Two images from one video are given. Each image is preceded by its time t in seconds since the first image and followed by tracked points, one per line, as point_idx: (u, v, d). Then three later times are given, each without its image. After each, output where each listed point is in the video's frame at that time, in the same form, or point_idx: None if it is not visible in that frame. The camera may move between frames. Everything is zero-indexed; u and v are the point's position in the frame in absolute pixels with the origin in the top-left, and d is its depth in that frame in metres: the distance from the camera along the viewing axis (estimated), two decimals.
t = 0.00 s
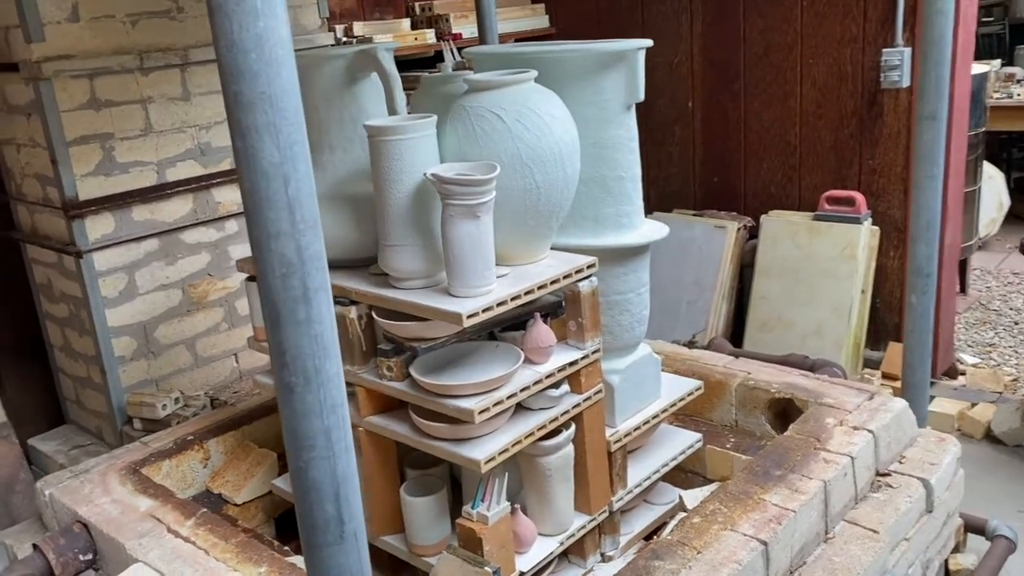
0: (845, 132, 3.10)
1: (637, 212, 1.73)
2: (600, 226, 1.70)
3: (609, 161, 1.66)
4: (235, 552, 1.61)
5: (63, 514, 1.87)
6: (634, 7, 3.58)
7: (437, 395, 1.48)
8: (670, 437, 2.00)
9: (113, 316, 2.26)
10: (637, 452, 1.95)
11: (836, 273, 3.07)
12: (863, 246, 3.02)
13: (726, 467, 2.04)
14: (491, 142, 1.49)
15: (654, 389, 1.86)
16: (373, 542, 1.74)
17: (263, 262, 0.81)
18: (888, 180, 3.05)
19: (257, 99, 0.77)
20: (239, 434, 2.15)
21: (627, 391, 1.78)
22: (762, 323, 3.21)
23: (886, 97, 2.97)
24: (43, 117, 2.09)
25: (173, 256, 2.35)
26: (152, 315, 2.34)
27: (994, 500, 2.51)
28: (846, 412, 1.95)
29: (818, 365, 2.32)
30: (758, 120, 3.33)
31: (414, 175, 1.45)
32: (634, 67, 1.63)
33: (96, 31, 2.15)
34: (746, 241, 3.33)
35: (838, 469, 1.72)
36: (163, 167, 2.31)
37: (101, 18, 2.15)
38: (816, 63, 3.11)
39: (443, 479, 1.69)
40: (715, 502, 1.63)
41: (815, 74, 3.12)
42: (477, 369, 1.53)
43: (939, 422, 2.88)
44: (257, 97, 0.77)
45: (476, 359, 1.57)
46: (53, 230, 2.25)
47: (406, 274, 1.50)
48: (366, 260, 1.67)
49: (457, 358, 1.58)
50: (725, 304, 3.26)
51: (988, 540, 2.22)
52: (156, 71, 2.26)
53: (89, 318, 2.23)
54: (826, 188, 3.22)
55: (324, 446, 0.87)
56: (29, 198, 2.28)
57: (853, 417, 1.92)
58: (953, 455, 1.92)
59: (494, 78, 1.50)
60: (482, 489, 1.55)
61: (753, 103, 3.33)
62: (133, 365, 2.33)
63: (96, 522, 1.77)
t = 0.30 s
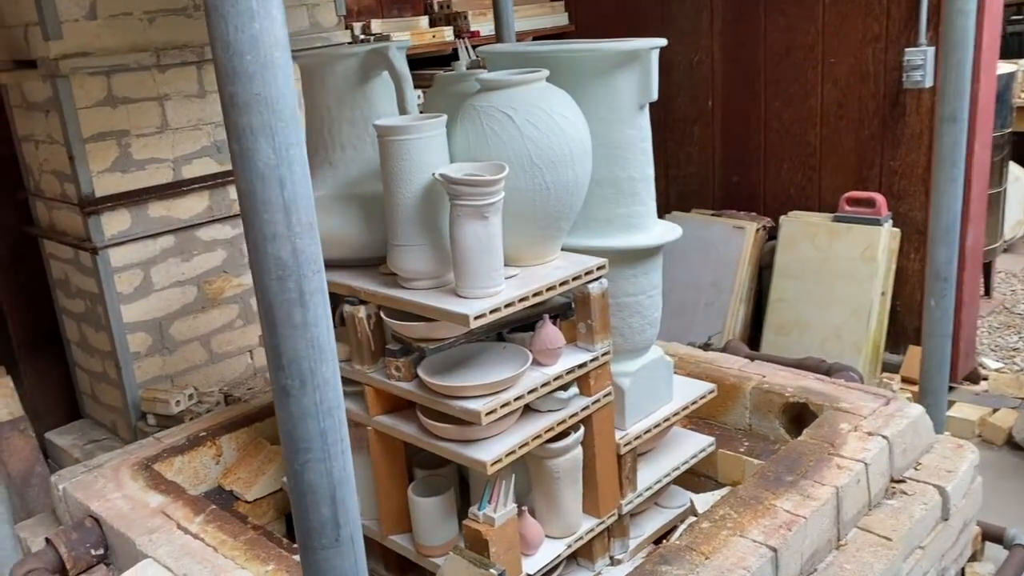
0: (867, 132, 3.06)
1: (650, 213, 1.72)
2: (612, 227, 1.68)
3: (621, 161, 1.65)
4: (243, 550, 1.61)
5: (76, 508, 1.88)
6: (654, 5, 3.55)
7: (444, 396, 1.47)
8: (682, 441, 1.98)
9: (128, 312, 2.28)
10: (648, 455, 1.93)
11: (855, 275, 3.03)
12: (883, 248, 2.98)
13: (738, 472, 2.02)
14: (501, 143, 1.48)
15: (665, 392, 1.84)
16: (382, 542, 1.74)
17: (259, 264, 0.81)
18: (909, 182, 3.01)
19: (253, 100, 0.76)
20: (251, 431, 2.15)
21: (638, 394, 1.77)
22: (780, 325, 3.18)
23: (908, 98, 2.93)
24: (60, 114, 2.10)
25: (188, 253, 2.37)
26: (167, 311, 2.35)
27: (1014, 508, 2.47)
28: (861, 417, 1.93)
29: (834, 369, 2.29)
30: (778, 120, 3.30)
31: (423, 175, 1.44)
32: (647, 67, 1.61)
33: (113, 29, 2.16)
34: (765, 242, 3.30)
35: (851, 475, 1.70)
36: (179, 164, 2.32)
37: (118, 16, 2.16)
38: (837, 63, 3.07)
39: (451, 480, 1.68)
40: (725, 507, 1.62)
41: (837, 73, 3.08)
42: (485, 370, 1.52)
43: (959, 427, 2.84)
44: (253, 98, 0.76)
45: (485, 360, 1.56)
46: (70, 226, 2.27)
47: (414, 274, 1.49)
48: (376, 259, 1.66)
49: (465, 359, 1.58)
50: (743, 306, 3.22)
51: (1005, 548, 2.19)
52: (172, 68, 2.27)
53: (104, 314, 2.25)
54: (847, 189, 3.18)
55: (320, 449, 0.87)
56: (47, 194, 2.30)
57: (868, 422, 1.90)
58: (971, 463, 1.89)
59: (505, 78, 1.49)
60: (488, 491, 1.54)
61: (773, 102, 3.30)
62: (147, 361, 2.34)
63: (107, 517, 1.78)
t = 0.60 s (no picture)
0: (888, 133, 3.02)
1: (661, 214, 1.70)
2: (622, 228, 1.66)
3: (632, 161, 1.63)
4: (249, 548, 1.62)
5: (86, 503, 1.90)
6: (673, 3, 3.52)
7: (450, 397, 1.46)
8: (693, 445, 1.96)
9: (142, 309, 2.29)
10: (658, 459, 1.91)
11: (874, 278, 2.99)
12: (903, 251, 2.93)
13: (749, 477, 2.00)
14: (511, 143, 1.47)
15: (676, 395, 1.82)
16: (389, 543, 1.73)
17: (250, 267, 0.80)
18: (931, 184, 2.96)
19: (244, 101, 0.76)
20: (262, 429, 2.16)
21: (648, 397, 1.75)
22: (798, 328, 3.14)
23: (931, 98, 2.88)
24: (76, 111, 2.12)
25: (202, 250, 2.37)
26: (180, 308, 2.36)
27: None
28: (875, 423, 1.90)
29: (850, 374, 2.26)
30: (798, 120, 3.26)
31: (430, 175, 1.44)
32: (660, 66, 1.60)
33: (128, 26, 2.17)
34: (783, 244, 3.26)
35: (863, 483, 1.67)
36: (193, 161, 2.33)
37: (134, 14, 2.17)
38: (858, 63, 3.03)
39: (458, 481, 1.67)
40: (733, 513, 1.60)
41: (858, 73, 3.04)
42: (492, 371, 1.51)
43: (979, 434, 2.79)
44: (244, 98, 0.76)
45: (492, 361, 1.55)
46: (86, 222, 2.28)
47: (421, 274, 1.48)
48: (385, 259, 1.65)
49: (472, 360, 1.57)
50: (760, 309, 3.19)
51: None
52: (187, 66, 2.27)
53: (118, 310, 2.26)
54: (867, 191, 3.14)
55: (312, 452, 0.86)
56: (63, 191, 2.32)
57: (882, 429, 1.87)
58: (988, 471, 1.85)
59: (514, 77, 1.48)
60: (494, 493, 1.53)
61: (793, 102, 3.26)
62: (161, 357, 2.36)
63: (116, 513, 1.79)
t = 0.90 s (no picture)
0: (909, 137, 2.98)
1: (673, 219, 1.68)
2: (634, 233, 1.65)
3: (644, 165, 1.62)
4: (256, 549, 1.62)
5: (97, 501, 1.91)
6: (692, 4, 3.50)
7: (457, 402, 1.45)
8: (705, 451, 1.94)
9: (156, 308, 2.30)
10: (669, 466, 1.89)
11: (893, 284, 2.95)
12: (923, 256, 2.89)
13: (761, 485, 1.98)
14: (521, 146, 1.46)
15: (688, 402, 1.81)
16: (397, 546, 1.73)
17: (245, 273, 0.80)
18: (952, 189, 2.92)
19: (239, 107, 0.75)
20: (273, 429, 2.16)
21: (659, 404, 1.73)
22: (815, 334, 3.11)
23: (953, 102, 2.84)
24: (92, 110, 2.13)
25: (216, 250, 2.38)
26: (194, 307, 2.37)
27: None
28: (890, 432, 1.87)
29: (866, 382, 2.22)
30: (817, 123, 3.22)
31: (439, 178, 1.43)
32: (673, 70, 1.58)
33: (144, 27, 2.18)
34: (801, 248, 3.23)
35: (876, 494, 1.64)
36: (208, 162, 2.34)
37: (150, 14, 2.18)
38: (879, 65, 2.99)
39: (466, 486, 1.67)
40: (743, 523, 1.57)
41: (878, 76, 3.00)
42: (500, 376, 1.50)
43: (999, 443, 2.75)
44: (238, 105, 0.75)
45: (500, 366, 1.54)
46: (101, 221, 2.30)
47: (429, 277, 1.48)
48: (394, 261, 1.65)
49: (481, 364, 1.56)
50: (777, 313, 3.16)
51: None
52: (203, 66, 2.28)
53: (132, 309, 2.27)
54: (887, 196, 3.10)
55: (306, 461, 0.85)
56: (80, 190, 2.33)
57: (897, 438, 1.84)
58: (1005, 483, 1.82)
59: (525, 80, 1.47)
60: (501, 499, 1.52)
61: (812, 105, 3.22)
62: (174, 357, 2.37)
63: (126, 512, 1.80)
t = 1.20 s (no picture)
0: (928, 143, 2.94)
1: (685, 226, 1.66)
2: (644, 239, 1.63)
3: (656, 171, 1.60)
4: (262, 554, 1.61)
5: (106, 502, 1.91)
6: (709, 7, 3.47)
7: (463, 408, 1.44)
8: (715, 460, 1.92)
9: (167, 309, 2.31)
10: (679, 474, 1.87)
11: (910, 291, 2.91)
12: (941, 264, 2.85)
13: (772, 495, 1.95)
14: (530, 151, 1.45)
15: (699, 410, 1.79)
16: (403, 552, 1.72)
17: (242, 281, 0.79)
18: (972, 196, 2.88)
19: (236, 113, 0.74)
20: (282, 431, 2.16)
21: (669, 412, 1.72)
22: (830, 341, 3.07)
23: (973, 108, 2.80)
24: (106, 112, 2.13)
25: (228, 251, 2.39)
26: (206, 309, 2.37)
27: None
28: (905, 443, 1.84)
29: (881, 391, 2.19)
30: (836, 128, 3.19)
31: (447, 183, 1.42)
32: (685, 75, 1.56)
33: (158, 28, 2.18)
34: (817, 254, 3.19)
35: (889, 506, 1.62)
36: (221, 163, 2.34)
37: (164, 16, 2.19)
38: (898, 70, 2.96)
39: (473, 493, 1.65)
40: (753, 534, 1.55)
41: (897, 81, 2.97)
42: (507, 383, 1.49)
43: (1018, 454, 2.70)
44: (235, 111, 0.74)
45: (508, 372, 1.53)
46: (114, 222, 2.31)
47: (436, 282, 1.47)
48: (403, 266, 1.64)
49: (488, 370, 1.55)
50: (792, 320, 3.12)
51: None
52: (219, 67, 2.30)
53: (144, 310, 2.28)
54: (905, 202, 3.06)
55: (303, 471, 0.84)
56: (93, 190, 2.34)
57: (911, 450, 1.81)
58: (1023, 497, 1.78)
59: (535, 85, 1.45)
60: (508, 506, 1.50)
61: (830, 110, 3.19)
62: (185, 358, 2.37)
63: (134, 513, 1.80)
